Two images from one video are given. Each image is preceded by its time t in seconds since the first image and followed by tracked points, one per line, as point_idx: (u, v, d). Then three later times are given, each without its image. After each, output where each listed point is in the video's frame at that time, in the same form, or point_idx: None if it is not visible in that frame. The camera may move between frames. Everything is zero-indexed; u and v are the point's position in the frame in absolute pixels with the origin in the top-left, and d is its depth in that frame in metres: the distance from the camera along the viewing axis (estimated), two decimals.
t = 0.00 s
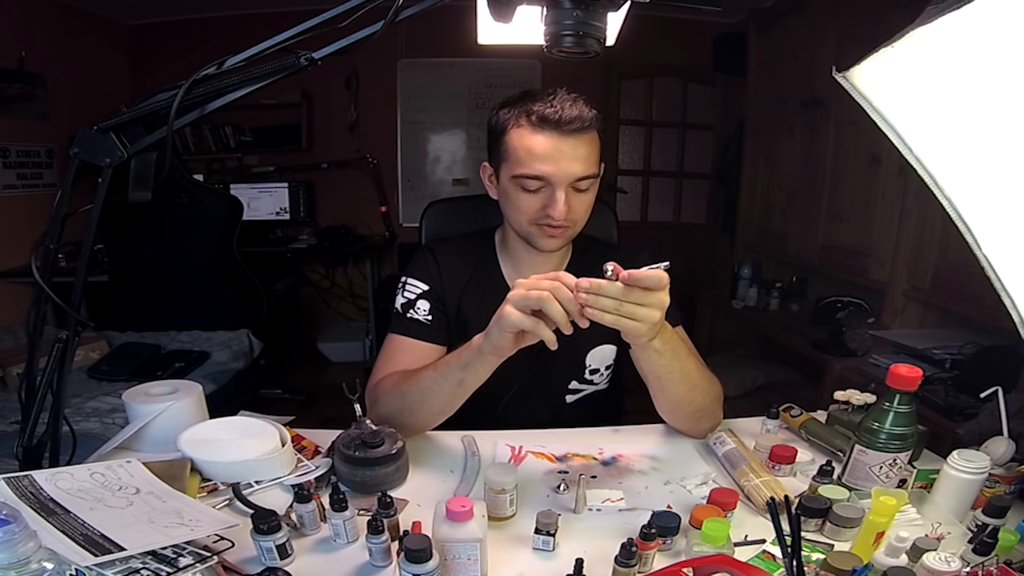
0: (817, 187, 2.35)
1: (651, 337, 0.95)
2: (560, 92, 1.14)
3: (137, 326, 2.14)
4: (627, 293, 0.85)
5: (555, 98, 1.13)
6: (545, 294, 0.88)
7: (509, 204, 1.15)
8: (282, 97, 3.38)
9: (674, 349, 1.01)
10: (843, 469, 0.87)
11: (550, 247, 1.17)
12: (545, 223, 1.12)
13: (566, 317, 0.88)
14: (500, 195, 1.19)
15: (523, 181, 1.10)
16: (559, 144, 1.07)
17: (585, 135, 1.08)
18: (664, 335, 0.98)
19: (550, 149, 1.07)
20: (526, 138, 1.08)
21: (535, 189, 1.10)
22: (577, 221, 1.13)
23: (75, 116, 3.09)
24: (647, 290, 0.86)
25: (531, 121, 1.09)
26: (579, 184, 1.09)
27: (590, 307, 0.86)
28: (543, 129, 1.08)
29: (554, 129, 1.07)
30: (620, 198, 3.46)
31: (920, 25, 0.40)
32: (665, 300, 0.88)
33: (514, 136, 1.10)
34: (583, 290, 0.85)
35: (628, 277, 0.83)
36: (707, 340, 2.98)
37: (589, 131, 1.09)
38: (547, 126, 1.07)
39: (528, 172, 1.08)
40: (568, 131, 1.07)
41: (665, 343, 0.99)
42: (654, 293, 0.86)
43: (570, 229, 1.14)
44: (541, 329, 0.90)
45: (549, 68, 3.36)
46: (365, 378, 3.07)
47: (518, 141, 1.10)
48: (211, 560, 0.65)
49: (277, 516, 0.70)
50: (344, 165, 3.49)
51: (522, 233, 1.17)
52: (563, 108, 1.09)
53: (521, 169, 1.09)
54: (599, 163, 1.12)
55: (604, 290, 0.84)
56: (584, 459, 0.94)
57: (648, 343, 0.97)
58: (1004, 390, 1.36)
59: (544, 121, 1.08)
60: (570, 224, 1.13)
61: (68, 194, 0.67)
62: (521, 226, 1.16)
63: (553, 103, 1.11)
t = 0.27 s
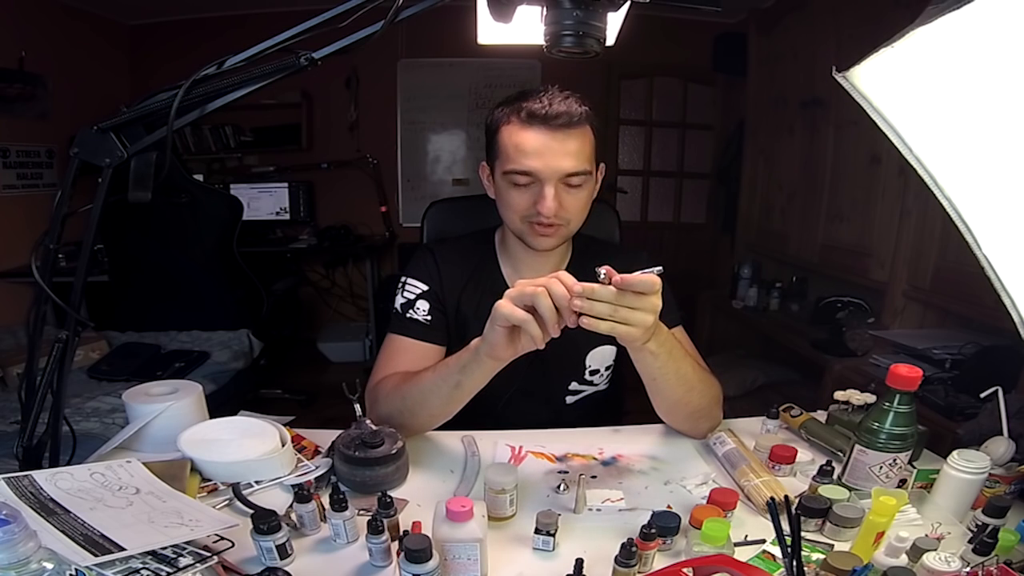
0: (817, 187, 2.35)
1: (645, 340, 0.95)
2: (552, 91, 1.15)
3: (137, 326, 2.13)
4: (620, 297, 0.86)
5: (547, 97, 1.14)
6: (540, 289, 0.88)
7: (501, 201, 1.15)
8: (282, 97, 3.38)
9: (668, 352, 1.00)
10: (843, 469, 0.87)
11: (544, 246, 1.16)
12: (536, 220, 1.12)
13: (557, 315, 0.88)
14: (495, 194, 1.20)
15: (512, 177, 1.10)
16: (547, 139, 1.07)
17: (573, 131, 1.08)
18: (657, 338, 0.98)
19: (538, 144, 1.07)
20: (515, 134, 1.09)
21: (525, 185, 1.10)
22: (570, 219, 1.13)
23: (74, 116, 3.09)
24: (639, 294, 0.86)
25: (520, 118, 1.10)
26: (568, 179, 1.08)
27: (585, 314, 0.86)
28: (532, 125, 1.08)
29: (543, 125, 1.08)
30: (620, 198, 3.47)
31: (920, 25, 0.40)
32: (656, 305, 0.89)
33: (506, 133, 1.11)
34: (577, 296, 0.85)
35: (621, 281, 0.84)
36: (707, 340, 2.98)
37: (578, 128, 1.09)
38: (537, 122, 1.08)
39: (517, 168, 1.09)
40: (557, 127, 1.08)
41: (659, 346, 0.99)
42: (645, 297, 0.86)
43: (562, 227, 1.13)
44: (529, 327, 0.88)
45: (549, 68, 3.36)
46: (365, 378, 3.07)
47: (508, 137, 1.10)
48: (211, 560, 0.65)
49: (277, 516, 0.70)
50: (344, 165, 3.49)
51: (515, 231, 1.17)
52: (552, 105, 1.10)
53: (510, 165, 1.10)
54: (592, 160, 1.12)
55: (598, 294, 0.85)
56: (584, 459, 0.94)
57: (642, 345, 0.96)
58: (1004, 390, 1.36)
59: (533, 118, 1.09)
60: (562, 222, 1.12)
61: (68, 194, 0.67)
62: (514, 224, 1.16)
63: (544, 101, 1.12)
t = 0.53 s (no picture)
0: (817, 187, 2.35)
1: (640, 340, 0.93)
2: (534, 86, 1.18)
3: (137, 326, 2.13)
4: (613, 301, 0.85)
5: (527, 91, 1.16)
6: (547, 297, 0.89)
7: (489, 194, 1.17)
8: (282, 97, 3.38)
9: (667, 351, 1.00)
10: (843, 469, 0.87)
11: (535, 236, 1.15)
12: (522, 208, 1.12)
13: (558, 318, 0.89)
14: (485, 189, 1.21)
15: (495, 166, 1.12)
16: (524, 125, 1.09)
17: (549, 115, 1.10)
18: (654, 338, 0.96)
19: (515, 130, 1.09)
20: (495, 123, 1.11)
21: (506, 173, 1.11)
22: (557, 206, 1.12)
23: (74, 116, 3.09)
24: (633, 296, 0.85)
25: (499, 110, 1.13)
26: (547, 163, 1.09)
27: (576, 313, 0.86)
28: (510, 113, 1.10)
29: (519, 112, 1.10)
30: (620, 198, 3.47)
31: (920, 25, 0.40)
32: (649, 308, 0.88)
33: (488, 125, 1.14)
34: (569, 293, 0.85)
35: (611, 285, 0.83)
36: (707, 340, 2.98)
37: (554, 112, 1.11)
38: (514, 109, 1.10)
39: (499, 155, 1.10)
40: (535, 113, 1.10)
41: (657, 346, 0.97)
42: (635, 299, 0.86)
43: (550, 214, 1.12)
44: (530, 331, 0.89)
45: (549, 68, 3.36)
46: (366, 378, 3.07)
47: (488, 128, 1.13)
48: (211, 560, 0.65)
49: (277, 516, 0.70)
50: (344, 165, 3.49)
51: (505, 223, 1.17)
52: (529, 95, 1.12)
53: (491, 155, 1.12)
54: (575, 146, 1.12)
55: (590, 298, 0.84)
56: (584, 459, 0.94)
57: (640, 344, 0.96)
58: (1004, 390, 1.36)
59: (512, 107, 1.11)
60: (549, 209, 1.12)
61: (68, 194, 0.67)
62: (502, 215, 1.16)
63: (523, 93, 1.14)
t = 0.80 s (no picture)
0: (817, 187, 2.35)
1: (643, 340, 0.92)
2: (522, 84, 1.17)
3: (137, 326, 2.13)
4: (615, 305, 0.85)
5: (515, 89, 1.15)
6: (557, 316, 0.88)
7: (480, 195, 1.16)
8: (282, 97, 3.38)
9: (671, 351, 0.98)
10: (843, 469, 0.87)
11: (528, 238, 1.16)
12: (514, 210, 1.12)
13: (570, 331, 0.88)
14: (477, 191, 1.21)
15: (485, 168, 1.12)
16: (512, 126, 1.08)
17: (536, 115, 1.09)
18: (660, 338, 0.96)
19: (503, 132, 1.08)
20: (483, 126, 1.10)
21: (497, 175, 1.11)
22: (550, 206, 1.12)
23: (74, 116, 3.09)
24: (632, 296, 0.85)
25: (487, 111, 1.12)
26: (537, 164, 1.09)
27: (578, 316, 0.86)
28: (497, 115, 1.09)
29: (506, 113, 1.09)
30: (620, 198, 3.47)
31: (919, 25, 0.40)
32: (651, 305, 0.88)
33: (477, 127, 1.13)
34: (568, 294, 0.85)
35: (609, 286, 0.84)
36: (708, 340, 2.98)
37: (542, 111, 1.10)
38: (501, 111, 1.09)
39: (488, 158, 1.10)
40: (523, 114, 1.09)
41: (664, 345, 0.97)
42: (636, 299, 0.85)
43: (543, 215, 1.13)
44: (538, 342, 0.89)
45: (549, 68, 3.36)
46: (365, 378, 3.07)
47: (477, 131, 1.12)
48: (211, 560, 0.65)
49: (277, 516, 0.70)
50: (344, 165, 3.49)
51: (497, 225, 1.18)
52: (516, 95, 1.11)
53: (481, 157, 1.12)
54: (566, 145, 1.12)
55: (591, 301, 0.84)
56: (584, 459, 0.94)
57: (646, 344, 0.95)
58: (1004, 390, 1.36)
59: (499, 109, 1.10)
60: (541, 210, 1.12)
61: (68, 194, 0.67)
62: (495, 217, 1.16)
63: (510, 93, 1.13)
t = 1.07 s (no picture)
0: (817, 187, 2.35)
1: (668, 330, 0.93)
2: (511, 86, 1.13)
3: (137, 326, 2.13)
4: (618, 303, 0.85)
5: (505, 93, 1.12)
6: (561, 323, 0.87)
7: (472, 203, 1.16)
8: (282, 97, 3.38)
9: (685, 349, 1.00)
10: (843, 469, 0.87)
11: (520, 247, 1.17)
12: (506, 222, 1.12)
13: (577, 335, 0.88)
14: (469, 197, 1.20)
15: (476, 182, 1.11)
16: (500, 141, 1.06)
17: (526, 126, 1.07)
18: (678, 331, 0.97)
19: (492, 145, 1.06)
20: (471, 139, 1.08)
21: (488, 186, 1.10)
22: (542, 216, 1.12)
23: (74, 116, 3.09)
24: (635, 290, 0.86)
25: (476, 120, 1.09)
26: (528, 177, 1.08)
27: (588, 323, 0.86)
28: (483, 129, 1.07)
29: (494, 125, 1.06)
30: (620, 198, 3.47)
31: (919, 25, 0.40)
32: (660, 295, 0.88)
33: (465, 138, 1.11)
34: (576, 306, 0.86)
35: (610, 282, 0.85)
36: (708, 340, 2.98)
37: (532, 121, 1.07)
38: (488, 125, 1.06)
39: (478, 172, 1.09)
40: (511, 127, 1.06)
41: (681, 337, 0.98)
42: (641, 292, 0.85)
43: (536, 225, 1.13)
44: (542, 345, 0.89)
45: (549, 68, 3.36)
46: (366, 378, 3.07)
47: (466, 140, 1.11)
48: (211, 560, 0.65)
49: (277, 516, 0.70)
50: (344, 165, 3.50)
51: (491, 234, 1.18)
52: (505, 103, 1.08)
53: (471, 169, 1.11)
54: (557, 154, 1.10)
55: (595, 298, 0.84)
56: (584, 459, 0.94)
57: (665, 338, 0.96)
58: (1004, 390, 1.36)
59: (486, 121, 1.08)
60: (533, 221, 1.12)
61: (68, 194, 0.67)
62: (487, 225, 1.17)
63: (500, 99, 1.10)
